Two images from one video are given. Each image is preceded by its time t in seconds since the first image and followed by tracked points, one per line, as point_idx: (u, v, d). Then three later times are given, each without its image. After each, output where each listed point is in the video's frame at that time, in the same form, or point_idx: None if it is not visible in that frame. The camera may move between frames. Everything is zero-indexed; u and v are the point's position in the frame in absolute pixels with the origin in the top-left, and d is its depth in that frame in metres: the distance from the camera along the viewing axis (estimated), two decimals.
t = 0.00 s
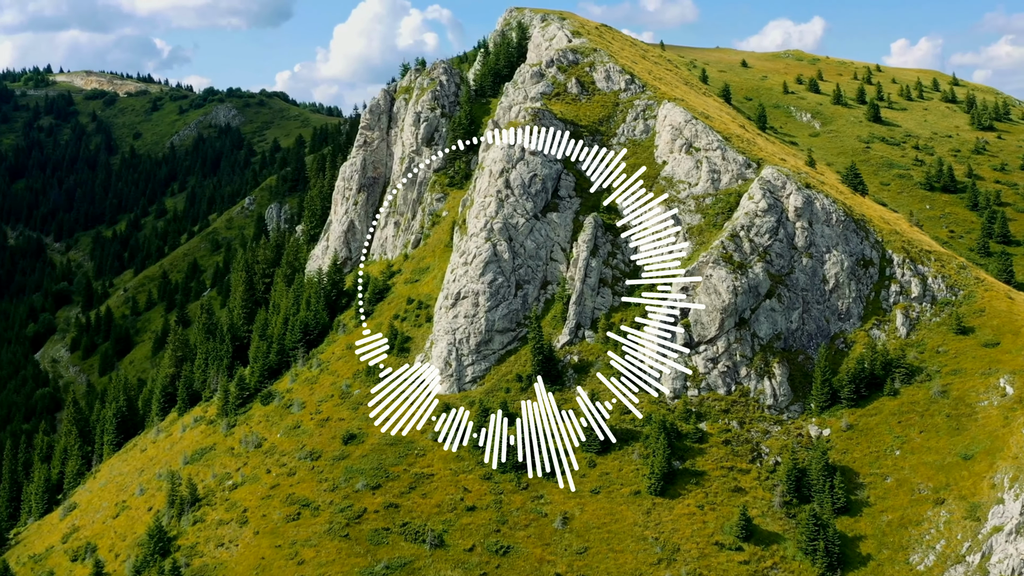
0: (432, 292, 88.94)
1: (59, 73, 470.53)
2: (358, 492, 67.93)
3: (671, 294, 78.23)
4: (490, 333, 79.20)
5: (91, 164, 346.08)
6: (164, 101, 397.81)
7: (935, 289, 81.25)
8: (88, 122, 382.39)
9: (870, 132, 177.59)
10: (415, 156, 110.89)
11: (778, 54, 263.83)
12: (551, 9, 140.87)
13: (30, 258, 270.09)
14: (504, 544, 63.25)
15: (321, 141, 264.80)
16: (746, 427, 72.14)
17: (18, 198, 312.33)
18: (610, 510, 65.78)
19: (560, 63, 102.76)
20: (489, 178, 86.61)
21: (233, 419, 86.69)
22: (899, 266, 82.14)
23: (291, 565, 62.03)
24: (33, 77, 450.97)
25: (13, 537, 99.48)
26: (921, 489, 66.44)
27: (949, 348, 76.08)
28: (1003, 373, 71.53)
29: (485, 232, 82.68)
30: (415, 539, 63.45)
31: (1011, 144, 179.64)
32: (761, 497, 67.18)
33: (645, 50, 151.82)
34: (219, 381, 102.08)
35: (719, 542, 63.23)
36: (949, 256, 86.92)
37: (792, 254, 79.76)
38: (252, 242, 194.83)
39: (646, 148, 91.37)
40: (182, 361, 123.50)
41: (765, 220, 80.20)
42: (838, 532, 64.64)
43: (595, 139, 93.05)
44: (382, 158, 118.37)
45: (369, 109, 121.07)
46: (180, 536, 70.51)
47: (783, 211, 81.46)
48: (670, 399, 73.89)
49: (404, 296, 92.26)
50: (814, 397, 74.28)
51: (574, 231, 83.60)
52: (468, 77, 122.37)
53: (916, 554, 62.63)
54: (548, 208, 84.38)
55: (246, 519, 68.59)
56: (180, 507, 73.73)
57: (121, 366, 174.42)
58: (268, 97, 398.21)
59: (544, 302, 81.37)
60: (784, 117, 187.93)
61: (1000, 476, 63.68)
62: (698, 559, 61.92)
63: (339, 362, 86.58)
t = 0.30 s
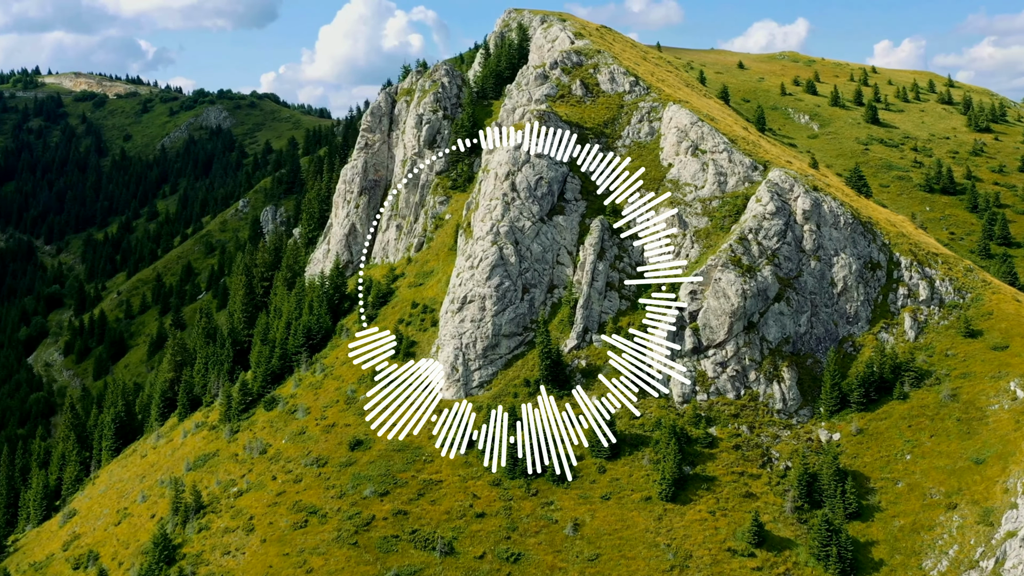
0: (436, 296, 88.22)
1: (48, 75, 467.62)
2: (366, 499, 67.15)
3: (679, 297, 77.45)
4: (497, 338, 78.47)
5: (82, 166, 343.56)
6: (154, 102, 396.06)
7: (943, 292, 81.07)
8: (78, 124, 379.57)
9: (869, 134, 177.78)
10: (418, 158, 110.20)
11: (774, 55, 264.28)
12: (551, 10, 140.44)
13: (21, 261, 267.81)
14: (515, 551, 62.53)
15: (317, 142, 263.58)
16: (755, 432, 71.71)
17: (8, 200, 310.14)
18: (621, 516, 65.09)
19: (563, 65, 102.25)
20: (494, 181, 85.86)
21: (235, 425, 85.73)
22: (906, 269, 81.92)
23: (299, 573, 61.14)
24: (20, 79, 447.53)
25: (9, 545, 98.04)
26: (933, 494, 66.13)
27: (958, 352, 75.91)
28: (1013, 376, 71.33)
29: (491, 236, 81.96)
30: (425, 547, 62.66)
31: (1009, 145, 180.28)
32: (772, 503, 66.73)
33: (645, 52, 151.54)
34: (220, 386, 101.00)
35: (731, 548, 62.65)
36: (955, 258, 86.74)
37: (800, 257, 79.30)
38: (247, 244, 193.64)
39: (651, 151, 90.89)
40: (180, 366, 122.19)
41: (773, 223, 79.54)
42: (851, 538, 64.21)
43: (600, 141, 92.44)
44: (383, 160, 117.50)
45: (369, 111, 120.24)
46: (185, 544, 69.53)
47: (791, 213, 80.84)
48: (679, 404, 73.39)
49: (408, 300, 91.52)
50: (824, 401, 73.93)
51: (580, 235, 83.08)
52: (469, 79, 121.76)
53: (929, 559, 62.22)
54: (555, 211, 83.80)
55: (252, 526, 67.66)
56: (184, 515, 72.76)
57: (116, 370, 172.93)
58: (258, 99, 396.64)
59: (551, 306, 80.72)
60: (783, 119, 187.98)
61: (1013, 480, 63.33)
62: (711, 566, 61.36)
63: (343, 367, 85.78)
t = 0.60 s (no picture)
0: (442, 300, 87.31)
1: (35, 77, 464.69)
2: (374, 506, 66.17)
3: (689, 301, 76.52)
4: (504, 342, 77.67)
5: (71, 167, 340.85)
6: (144, 103, 393.95)
7: (952, 295, 80.59)
8: (66, 125, 376.51)
9: (869, 135, 177.53)
10: (420, 160, 109.17)
11: (770, 56, 264.27)
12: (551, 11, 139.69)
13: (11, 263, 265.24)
14: (526, 559, 61.63)
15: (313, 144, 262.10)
16: (767, 437, 71.03)
17: None
18: (632, 523, 64.24)
19: (568, 66, 101.49)
20: (501, 184, 84.97)
21: (238, 432, 84.56)
22: (915, 272, 81.47)
23: None
24: (7, 80, 444.11)
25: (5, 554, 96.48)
26: (947, 499, 65.45)
27: (969, 355, 75.43)
28: None
29: (498, 239, 81.17)
30: (434, 555, 61.70)
31: (1008, 147, 180.52)
32: (785, 509, 66.04)
33: (646, 53, 150.87)
34: (221, 391, 99.79)
35: (745, 556, 61.84)
36: (964, 261, 86.23)
37: (810, 260, 78.60)
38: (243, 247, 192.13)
39: (657, 153, 90.19)
40: (178, 370, 120.81)
41: (782, 226, 78.73)
42: (865, 544, 63.49)
43: (606, 143, 91.64)
44: (384, 162, 116.41)
45: (371, 112, 119.15)
46: (189, 553, 68.42)
47: (801, 216, 80.10)
48: (689, 409, 72.68)
49: (412, 304, 90.54)
50: (834, 406, 73.34)
51: (588, 238, 82.24)
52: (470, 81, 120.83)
53: (944, 565, 61.50)
54: (562, 214, 82.98)
55: (258, 535, 66.53)
56: (188, 523, 71.61)
57: (110, 374, 171.13)
58: (250, 100, 394.66)
59: (559, 310, 79.93)
60: (782, 121, 187.61)
61: None
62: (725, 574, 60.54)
63: (347, 372, 84.76)
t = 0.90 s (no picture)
0: (447, 304, 86.57)
1: (23, 78, 462.07)
2: (383, 514, 65.30)
3: (698, 305, 75.89)
4: (512, 347, 77.04)
5: (61, 169, 338.32)
6: (135, 104, 392.07)
7: (960, 298, 80.35)
8: (56, 126, 373.70)
9: (868, 137, 177.73)
10: (423, 163, 108.45)
11: (767, 58, 264.68)
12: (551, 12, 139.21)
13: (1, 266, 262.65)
14: (538, 567, 60.88)
15: (309, 145, 260.84)
16: (778, 442, 70.56)
17: None
18: (644, 530, 63.58)
19: (573, 68, 100.98)
20: (507, 187, 84.25)
21: (242, 438, 83.58)
22: (924, 275, 81.18)
23: None
24: None
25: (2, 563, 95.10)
26: (959, 504, 64.97)
27: (978, 359, 75.17)
28: None
29: (505, 242, 80.53)
30: (445, 563, 60.87)
31: (1006, 149, 181.11)
32: (798, 515, 65.60)
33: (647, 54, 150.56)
34: (222, 395, 98.72)
35: (759, 562, 61.28)
36: (971, 264, 85.99)
37: (819, 264, 78.14)
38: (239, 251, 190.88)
39: (663, 155, 89.77)
40: (178, 375, 119.46)
41: (791, 229, 78.22)
42: (879, 551, 62.97)
43: (611, 145, 91.19)
44: (387, 165, 115.68)
45: (373, 114, 118.34)
46: (195, 562, 67.47)
47: (809, 219, 79.64)
48: (699, 413, 72.09)
49: (417, 308, 89.74)
50: (845, 410, 72.98)
51: (595, 241, 81.66)
52: (473, 82, 120.16)
53: (958, 571, 60.97)
54: (569, 217, 82.38)
55: (265, 543, 65.54)
56: (193, 531, 70.61)
57: (105, 379, 169.54)
58: (241, 101, 392.79)
59: (566, 314, 79.25)
60: (781, 122, 187.57)
61: None
62: None
63: (352, 377, 83.91)
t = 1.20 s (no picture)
0: (453, 309, 85.28)
1: (10, 78, 459.04)
2: (391, 524, 63.99)
3: (710, 310, 74.85)
4: (521, 352, 75.81)
5: (48, 171, 335.78)
6: (121, 104, 390.13)
7: (974, 301, 79.21)
8: (42, 126, 370.57)
9: (870, 138, 176.87)
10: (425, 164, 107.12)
11: (765, 58, 263.95)
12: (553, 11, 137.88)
13: None
14: None
15: (305, 146, 258.99)
16: (792, 448, 69.53)
17: None
18: (658, 540, 62.31)
19: (579, 68, 99.78)
20: (514, 189, 82.95)
21: (244, 445, 82.14)
22: (937, 278, 80.10)
23: None
24: None
25: None
26: (977, 511, 63.55)
27: (993, 363, 74.06)
28: None
29: (513, 246, 79.29)
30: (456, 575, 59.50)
31: (1009, 149, 180.54)
32: (813, 523, 64.50)
33: (649, 54, 149.36)
34: (221, 402, 97.21)
35: (776, 572, 59.98)
36: (984, 266, 84.85)
37: (832, 267, 77.09)
38: (234, 255, 189.06)
39: (672, 156, 88.62)
40: (175, 382, 117.04)
41: (804, 232, 77.11)
42: (898, 559, 61.56)
43: (619, 146, 90.03)
44: (388, 167, 114.33)
45: (374, 115, 116.80)
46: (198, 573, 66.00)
47: (822, 222, 78.53)
48: (712, 420, 71.16)
49: (422, 313, 88.40)
50: (859, 416, 72.00)
51: (603, 245, 80.60)
52: (474, 83, 118.89)
53: None
54: (577, 219, 81.25)
55: (271, 554, 64.12)
56: (196, 542, 69.05)
57: (97, 384, 167.58)
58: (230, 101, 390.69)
59: (575, 318, 78.00)
60: (783, 123, 186.48)
61: None
62: None
63: (356, 384, 82.55)
